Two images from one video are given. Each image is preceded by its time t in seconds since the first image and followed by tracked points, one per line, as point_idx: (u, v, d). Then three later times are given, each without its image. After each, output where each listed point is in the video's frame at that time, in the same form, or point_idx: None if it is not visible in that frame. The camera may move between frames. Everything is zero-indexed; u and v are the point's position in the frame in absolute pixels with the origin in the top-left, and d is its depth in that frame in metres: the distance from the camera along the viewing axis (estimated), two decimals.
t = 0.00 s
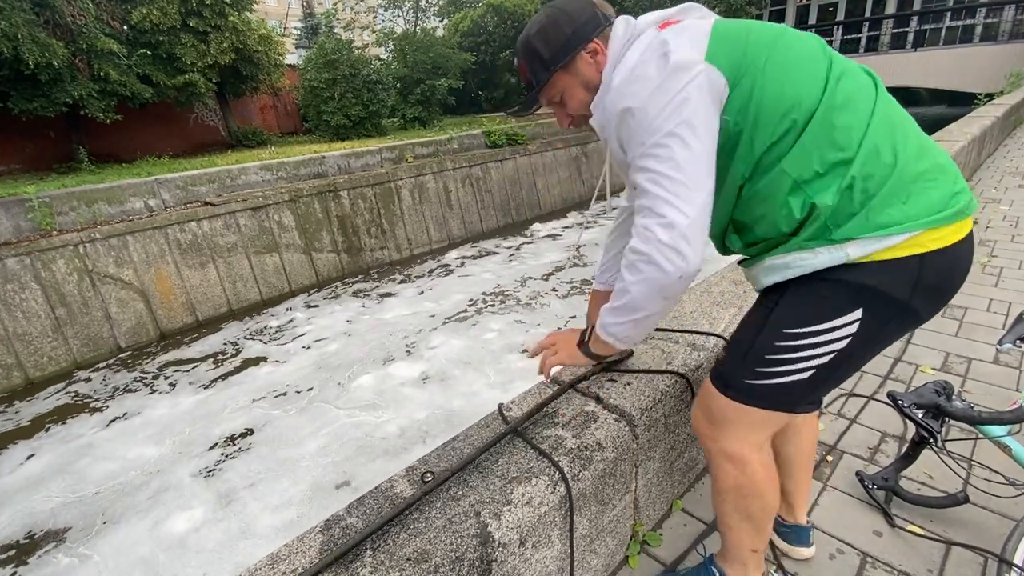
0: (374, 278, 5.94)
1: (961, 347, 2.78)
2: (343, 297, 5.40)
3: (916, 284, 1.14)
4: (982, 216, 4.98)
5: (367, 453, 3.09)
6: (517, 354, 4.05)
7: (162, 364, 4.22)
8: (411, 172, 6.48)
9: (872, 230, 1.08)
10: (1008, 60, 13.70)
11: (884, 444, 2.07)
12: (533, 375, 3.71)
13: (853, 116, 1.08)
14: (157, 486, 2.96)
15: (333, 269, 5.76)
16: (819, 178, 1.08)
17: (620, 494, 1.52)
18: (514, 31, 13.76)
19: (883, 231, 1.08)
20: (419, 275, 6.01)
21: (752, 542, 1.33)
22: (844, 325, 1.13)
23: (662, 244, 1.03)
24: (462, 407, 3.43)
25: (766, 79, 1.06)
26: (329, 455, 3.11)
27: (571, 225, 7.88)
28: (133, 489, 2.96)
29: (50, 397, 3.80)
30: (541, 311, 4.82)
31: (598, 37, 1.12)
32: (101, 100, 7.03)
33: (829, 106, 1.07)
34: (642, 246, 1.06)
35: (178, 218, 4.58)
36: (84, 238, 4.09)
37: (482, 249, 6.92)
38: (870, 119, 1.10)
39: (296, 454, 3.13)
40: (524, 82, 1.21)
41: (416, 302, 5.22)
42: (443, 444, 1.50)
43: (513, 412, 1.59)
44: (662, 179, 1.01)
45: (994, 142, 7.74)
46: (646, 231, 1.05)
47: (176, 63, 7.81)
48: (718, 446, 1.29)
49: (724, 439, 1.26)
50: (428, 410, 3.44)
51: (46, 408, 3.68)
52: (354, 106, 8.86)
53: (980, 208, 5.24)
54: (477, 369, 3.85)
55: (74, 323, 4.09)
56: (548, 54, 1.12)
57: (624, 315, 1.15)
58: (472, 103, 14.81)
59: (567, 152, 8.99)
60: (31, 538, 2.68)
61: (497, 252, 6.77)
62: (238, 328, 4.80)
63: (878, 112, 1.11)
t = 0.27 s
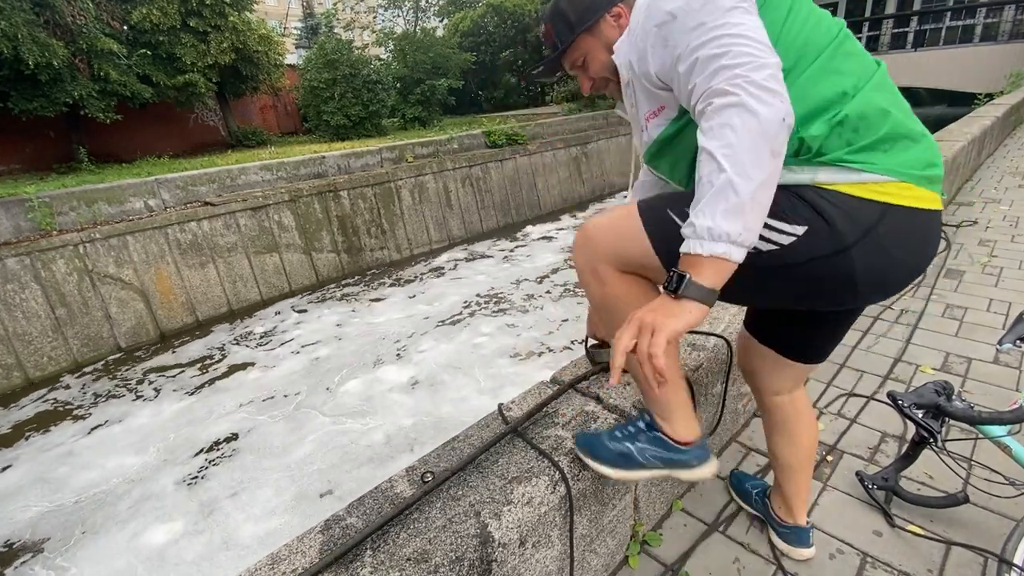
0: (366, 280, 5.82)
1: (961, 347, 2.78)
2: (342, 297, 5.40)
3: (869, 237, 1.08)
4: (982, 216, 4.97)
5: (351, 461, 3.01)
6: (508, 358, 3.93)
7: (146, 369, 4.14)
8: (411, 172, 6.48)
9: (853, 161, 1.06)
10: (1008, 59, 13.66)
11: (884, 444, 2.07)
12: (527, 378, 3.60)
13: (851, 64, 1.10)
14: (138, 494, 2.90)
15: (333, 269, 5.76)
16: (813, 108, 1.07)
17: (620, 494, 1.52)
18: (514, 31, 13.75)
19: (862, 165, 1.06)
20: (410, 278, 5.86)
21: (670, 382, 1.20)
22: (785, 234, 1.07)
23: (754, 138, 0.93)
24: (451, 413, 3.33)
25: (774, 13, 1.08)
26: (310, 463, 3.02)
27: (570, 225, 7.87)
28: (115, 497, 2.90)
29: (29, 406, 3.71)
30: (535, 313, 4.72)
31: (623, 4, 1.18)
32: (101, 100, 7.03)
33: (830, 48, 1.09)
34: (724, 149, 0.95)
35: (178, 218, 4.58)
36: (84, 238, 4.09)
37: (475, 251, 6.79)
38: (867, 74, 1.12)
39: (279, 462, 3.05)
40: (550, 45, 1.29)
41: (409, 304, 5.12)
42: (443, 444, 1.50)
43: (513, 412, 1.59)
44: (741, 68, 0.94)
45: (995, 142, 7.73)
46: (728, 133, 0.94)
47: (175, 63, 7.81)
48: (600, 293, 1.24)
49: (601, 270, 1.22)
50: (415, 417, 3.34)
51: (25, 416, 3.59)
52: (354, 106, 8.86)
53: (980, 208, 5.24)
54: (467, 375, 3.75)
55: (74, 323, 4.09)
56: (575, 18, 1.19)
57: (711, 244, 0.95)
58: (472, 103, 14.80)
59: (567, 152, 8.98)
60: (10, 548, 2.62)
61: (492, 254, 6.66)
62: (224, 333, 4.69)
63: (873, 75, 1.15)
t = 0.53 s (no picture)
0: (357, 284, 5.71)
1: (961, 347, 2.78)
2: (342, 297, 5.40)
3: (773, 229, 1.12)
4: (982, 216, 4.97)
5: (337, 468, 2.94)
6: (501, 361, 3.88)
7: (127, 376, 4.05)
8: (411, 172, 6.49)
9: (761, 160, 1.11)
10: (1008, 60, 13.68)
11: (884, 444, 2.07)
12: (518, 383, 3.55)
13: (770, 69, 1.14)
14: (120, 503, 2.82)
15: (333, 269, 5.76)
16: (723, 112, 1.13)
17: (620, 494, 1.52)
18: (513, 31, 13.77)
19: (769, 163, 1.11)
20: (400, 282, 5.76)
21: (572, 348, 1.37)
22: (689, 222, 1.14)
23: (651, 175, 0.99)
24: (439, 419, 3.27)
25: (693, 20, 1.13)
26: (294, 473, 2.94)
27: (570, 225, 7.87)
28: (96, 506, 2.82)
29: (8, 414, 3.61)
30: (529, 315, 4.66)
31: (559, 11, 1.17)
32: (101, 100, 7.03)
33: (748, 53, 1.13)
34: (625, 182, 1.01)
35: (178, 218, 4.58)
36: (84, 238, 4.09)
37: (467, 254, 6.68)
38: (788, 78, 1.15)
39: (263, 471, 2.98)
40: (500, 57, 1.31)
41: (401, 306, 5.07)
42: (443, 444, 1.50)
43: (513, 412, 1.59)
44: (643, 104, 0.98)
45: (994, 142, 7.74)
46: (629, 166, 1.00)
47: (175, 63, 7.81)
48: (537, 260, 1.33)
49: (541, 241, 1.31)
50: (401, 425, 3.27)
51: (3, 425, 3.50)
52: (354, 106, 8.86)
53: (980, 208, 5.24)
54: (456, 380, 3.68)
55: (74, 323, 4.09)
56: (514, 33, 1.20)
57: (612, 274, 1.03)
58: (472, 103, 14.80)
59: (567, 152, 8.98)
60: None
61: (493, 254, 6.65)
62: (207, 339, 4.58)
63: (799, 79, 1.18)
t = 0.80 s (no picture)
0: (346, 288, 5.62)
1: (961, 347, 2.78)
2: (341, 297, 5.40)
3: (762, 234, 1.15)
4: (982, 216, 4.97)
5: (322, 477, 2.88)
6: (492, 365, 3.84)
7: (109, 382, 3.95)
8: (411, 172, 6.49)
9: (747, 170, 1.14)
10: (1008, 60, 13.68)
11: (884, 444, 2.07)
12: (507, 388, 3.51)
13: (747, 84, 1.16)
14: (102, 512, 2.77)
15: (333, 269, 5.76)
16: (707, 127, 1.15)
17: (620, 494, 1.52)
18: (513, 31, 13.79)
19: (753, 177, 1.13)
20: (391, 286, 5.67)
21: (563, 342, 1.40)
22: (686, 229, 1.18)
23: (584, 183, 1.05)
24: (426, 425, 3.23)
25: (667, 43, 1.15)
26: (277, 482, 2.87)
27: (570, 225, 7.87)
28: (77, 516, 2.76)
29: None
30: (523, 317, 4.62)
31: (553, 25, 1.24)
32: (101, 100, 7.04)
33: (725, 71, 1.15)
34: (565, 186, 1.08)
35: (178, 218, 4.58)
36: (84, 238, 4.09)
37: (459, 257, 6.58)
38: (768, 91, 1.17)
39: (245, 477, 2.93)
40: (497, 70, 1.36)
41: (392, 309, 5.02)
42: (443, 444, 1.50)
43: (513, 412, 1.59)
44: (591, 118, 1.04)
45: (994, 142, 7.74)
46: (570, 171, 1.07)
47: (175, 63, 7.81)
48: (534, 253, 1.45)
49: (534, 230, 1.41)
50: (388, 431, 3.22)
51: None
52: (354, 106, 8.86)
53: (980, 208, 5.24)
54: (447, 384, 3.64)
55: (74, 323, 4.09)
56: (513, 42, 1.25)
57: (545, 261, 1.13)
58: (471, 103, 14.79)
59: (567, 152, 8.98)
60: None
61: (492, 254, 6.64)
62: (190, 346, 4.46)
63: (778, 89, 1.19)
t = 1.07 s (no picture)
0: (333, 291, 5.55)
1: (961, 347, 2.78)
2: (341, 297, 5.40)
3: (765, 226, 1.15)
4: (982, 216, 4.98)
5: (308, 484, 2.89)
6: (482, 370, 3.84)
7: (90, 390, 3.88)
8: (411, 172, 6.48)
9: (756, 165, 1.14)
10: (1008, 60, 13.67)
11: (884, 444, 2.07)
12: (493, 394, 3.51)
13: (773, 84, 1.15)
14: (82, 522, 2.75)
15: (333, 269, 5.76)
16: (724, 123, 1.15)
17: (620, 494, 1.52)
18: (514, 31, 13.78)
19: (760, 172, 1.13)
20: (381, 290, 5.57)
21: (563, 339, 1.39)
22: (691, 217, 1.19)
23: (597, 172, 1.05)
24: (413, 433, 3.22)
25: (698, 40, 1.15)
26: (263, 488, 2.89)
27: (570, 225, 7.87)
28: (56, 526, 2.74)
29: None
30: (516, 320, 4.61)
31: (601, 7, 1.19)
32: (101, 100, 7.05)
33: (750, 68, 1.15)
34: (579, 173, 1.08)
35: (178, 219, 4.58)
36: (84, 238, 4.09)
37: (450, 259, 6.52)
38: (793, 90, 1.16)
39: (229, 486, 2.92)
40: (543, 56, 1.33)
41: (382, 313, 4.98)
42: (443, 444, 1.50)
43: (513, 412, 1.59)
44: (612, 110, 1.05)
45: (994, 142, 7.74)
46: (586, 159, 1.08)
47: (176, 63, 7.82)
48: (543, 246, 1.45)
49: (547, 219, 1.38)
50: (375, 439, 3.21)
51: None
52: (354, 106, 8.86)
53: (980, 208, 5.24)
54: (437, 391, 3.63)
55: (74, 323, 4.09)
56: (559, 29, 1.22)
57: (552, 246, 1.13)
58: (471, 103, 14.78)
59: (567, 152, 8.98)
60: None
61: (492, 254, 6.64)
62: (172, 352, 4.39)
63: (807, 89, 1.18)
